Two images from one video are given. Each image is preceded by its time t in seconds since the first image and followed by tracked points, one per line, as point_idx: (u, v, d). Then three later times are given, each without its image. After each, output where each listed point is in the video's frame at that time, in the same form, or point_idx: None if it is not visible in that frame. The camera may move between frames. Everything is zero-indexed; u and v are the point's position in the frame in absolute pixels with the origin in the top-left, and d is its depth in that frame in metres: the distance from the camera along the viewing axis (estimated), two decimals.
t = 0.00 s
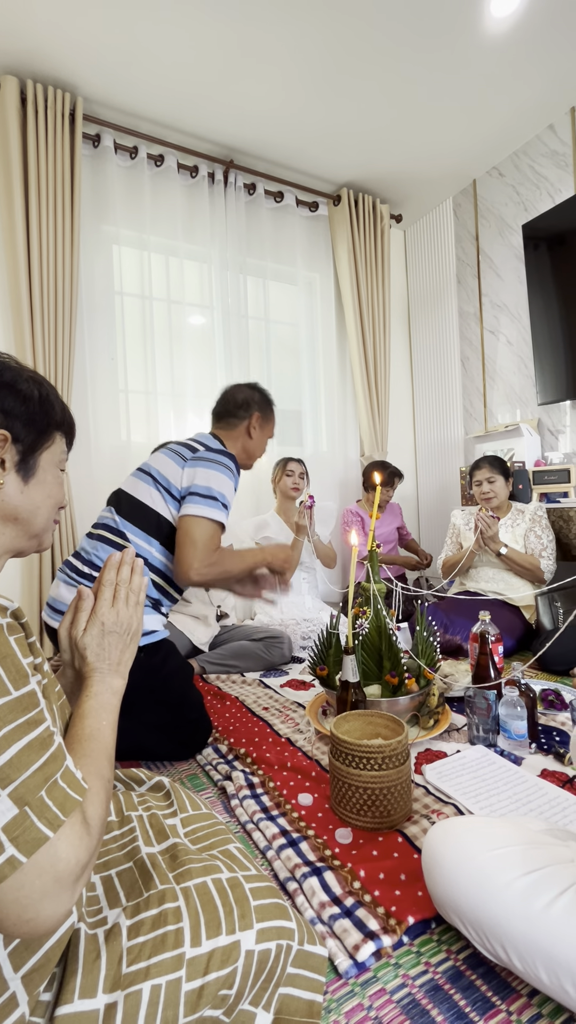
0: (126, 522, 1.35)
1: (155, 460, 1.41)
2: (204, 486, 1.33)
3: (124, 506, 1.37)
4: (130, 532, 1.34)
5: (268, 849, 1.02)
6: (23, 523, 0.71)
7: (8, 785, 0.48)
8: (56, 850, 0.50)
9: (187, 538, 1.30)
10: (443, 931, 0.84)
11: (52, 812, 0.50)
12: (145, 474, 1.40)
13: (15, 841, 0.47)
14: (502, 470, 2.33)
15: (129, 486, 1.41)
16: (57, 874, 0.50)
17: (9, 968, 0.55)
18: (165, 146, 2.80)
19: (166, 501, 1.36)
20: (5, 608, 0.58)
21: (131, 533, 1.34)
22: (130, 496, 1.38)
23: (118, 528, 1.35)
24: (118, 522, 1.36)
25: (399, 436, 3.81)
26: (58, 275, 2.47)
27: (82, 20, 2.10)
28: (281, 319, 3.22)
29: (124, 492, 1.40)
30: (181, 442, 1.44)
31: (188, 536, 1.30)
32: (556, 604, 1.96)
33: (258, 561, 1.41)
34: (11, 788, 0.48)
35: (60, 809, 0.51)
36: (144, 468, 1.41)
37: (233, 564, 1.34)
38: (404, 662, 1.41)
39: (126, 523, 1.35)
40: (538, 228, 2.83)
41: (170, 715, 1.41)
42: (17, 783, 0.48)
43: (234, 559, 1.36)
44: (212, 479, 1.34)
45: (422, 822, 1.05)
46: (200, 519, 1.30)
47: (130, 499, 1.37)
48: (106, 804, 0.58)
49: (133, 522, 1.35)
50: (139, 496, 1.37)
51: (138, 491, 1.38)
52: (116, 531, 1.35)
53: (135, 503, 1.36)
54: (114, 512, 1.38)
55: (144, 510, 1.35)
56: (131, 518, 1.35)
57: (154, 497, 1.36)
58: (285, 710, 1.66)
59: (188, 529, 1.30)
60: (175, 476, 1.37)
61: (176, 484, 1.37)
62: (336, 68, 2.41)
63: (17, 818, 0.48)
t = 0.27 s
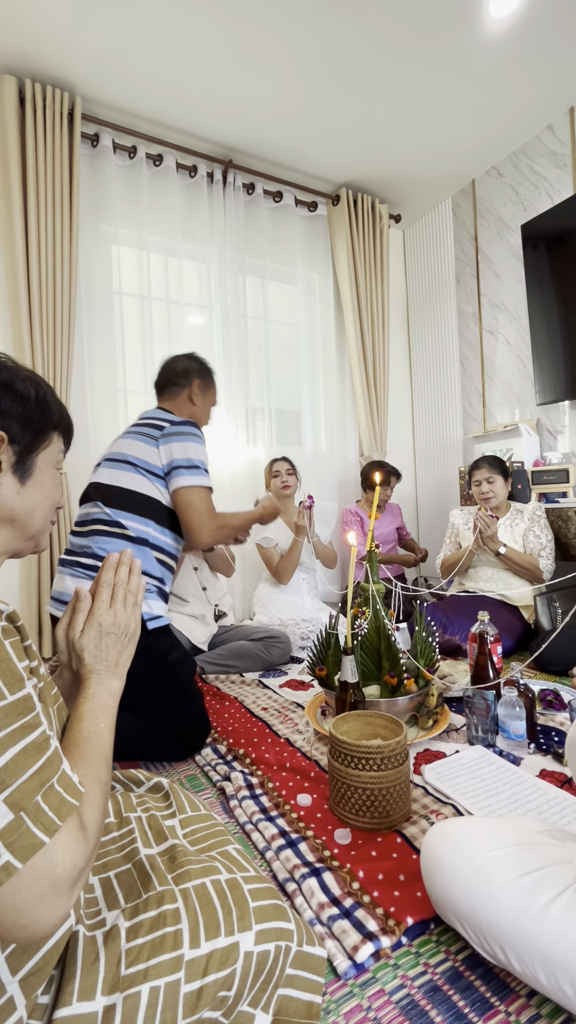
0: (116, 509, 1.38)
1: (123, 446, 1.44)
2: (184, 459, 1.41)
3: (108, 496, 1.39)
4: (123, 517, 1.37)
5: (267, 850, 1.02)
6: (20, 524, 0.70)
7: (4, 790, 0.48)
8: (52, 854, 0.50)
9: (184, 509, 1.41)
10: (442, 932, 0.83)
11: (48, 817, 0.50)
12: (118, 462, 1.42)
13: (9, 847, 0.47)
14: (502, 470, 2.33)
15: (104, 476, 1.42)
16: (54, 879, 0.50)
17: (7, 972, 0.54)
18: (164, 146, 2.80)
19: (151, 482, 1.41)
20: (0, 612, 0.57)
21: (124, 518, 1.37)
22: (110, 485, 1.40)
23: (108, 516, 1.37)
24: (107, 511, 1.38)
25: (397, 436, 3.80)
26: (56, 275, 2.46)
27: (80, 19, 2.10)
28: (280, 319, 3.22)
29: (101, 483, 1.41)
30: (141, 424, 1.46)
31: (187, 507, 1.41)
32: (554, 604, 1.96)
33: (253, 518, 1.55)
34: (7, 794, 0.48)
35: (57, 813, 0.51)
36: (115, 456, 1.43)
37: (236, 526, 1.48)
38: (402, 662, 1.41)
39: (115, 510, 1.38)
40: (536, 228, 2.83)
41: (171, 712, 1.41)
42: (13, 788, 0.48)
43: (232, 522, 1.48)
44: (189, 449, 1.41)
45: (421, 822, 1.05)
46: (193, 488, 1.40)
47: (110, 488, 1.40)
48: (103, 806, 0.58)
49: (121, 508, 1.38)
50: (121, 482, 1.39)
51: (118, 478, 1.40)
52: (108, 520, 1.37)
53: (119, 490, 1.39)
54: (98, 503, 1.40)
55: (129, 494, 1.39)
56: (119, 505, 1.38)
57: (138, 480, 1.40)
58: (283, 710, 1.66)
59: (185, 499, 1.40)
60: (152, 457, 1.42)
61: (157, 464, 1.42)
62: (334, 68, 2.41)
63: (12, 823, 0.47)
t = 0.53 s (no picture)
0: (115, 501, 1.38)
1: (111, 438, 1.42)
2: (176, 445, 1.43)
3: (104, 490, 1.39)
4: (123, 509, 1.38)
5: (266, 850, 1.02)
6: (18, 524, 0.70)
7: (1, 792, 0.48)
8: (50, 857, 0.50)
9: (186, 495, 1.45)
10: (441, 932, 0.84)
11: (46, 820, 0.50)
12: (109, 454, 1.41)
13: (6, 850, 0.47)
14: (501, 470, 2.33)
15: (97, 471, 1.42)
16: (51, 881, 0.50)
17: (6, 974, 0.54)
18: (163, 145, 2.80)
19: (148, 472, 1.42)
20: None
21: (124, 509, 1.38)
22: (104, 478, 1.40)
23: (108, 509, 1.38)
24: (105, 504, 1.38)
25: (397, 436, 3.81)
26: (55, 275, 2.46)
27: (79, 18, 2.09)
28: (279, 318, 3.22)
29: (95, 477, 1.41)
30: (125, 414, 1.45)
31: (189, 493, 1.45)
32: (553, 604, 1.97)
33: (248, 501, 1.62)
34: (4, 797, 0.48)
35: (54, 816, 0.51)
36: (104, 449, 1.42)
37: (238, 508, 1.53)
38: (402, 661, 1.41)
39: (114, 502, 1.38)
40: (535, 229, 2.83)
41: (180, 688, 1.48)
42: (10, 792, 0.48)
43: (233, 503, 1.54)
44: (180, 435, 1.44)
45: (420, 822, 1.05)
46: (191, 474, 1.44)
47: (105, 481, 1.39)
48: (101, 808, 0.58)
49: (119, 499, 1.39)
50: (116, 475, 1.39)
51: (111, 470, 1.40)
52: (108, 513, 1.38)
53: (115, 482, 1.39)
54: (95, 497, 1.40)
55: (126, 485, 1.39)
56: (118, 497, 1.38)
57: (134, 470, 1.40)
58: (283, 710, 1.66)
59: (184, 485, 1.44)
60: (143, 446, 1.43)
61: (150, 452, 1.43)
62: (333, 68, 2.41)
63: (9, 827, 0.47)
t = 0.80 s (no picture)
0: (137, 506, 1.43)
1: (124, 442, 1.44)
2: (188, 447, 1.46)
3: (124, 495, 1.43)
4: (145, 513, 1.43)
5: (264, 849, 1.02)
6: (15, 524, 0.70)
7: None
8: (47, 858, 0.49)
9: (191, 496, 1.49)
10: (438, 931, 0.84)
11: (43, 821, 0.50)
12: (126, 459, 1.44)
13: (4, 851, 0.47)
14: (500, 469, 2.34)
15: (113, 475, 1.45)
16: (49, 882, 0.50)
17: (3, 974, 0.54)
18: (161, 144, 2.79)
19: (164, 474, 1.46)
20: None
21: (146, 514, 1.43)
22: (123, 484, 1.43)
23: (130, 514, 1.43)
24: (127, 509, 1.43)
25: (395, 435, 3.81)
26: (52, 273, 2.45)
27: (76, 16, 2.09)
28: (277, 318, 3.22)
29: (113, 481, 1.44)
30: (133, 417, 1.45)
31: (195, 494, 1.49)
32: (550, 603, 1.97)
33: (243, 497, 1.68)
34: (1, 797, 0.48)
35: (52, 817, 0.50)
36: (119, 453, 1.44)
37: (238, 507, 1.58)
38: (399, 661, 1.41)
39: (136, 507, 1.43)
40: (534, 228, 2.84)
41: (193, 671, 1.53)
42: (8, 792, 0.48)
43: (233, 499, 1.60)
44: (191, 436, 1.47)
45: (418, 821, 1.05)
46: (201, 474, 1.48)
47: (124, 486, 1.43)
48: (99, 808, 0.58)
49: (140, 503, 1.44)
50: (134, 480, 1.43)
51: (129, 475, 1.43)
52: (130, 517, 1.43)
53: (135, 487, 1.43)
54: (113, 502, 1.44)
55: (145, 490, 1.44)
56: (138, 501, 1.43)
57: (152, 474, 1.44)
58: (281, 709, 1.66)
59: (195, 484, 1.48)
60: (157, 448, 1.45)
61: (163, 455, 1.46)
62: (332, 67, 2.41)
63: (7, 827, 0.47)
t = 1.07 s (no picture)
0: (175, 511, 1.45)
1: (171, 447, 1.47)
2: (229, 467, 1.56)
3: (163, 498, 1.45)
4: (182, 519, 1.46)
5: (261, 847, 1.02)
6: (12, 522, 0.70)
7: None
8: (43, 857, 0.49)
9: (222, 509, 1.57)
10: (435, 927, 0.84)
11: (39, 819, 0.50)
12: (171, 464, 1.46)
13: None
14: (497, 468, 2.34)
15: (154, 477, 1.45)
16: (45, 881, 0.49)
17: None
18: (158, 141, 2.78)
19: (204, 486, 1.52)
20: None
21: (183, 520, 1.46)
22: (164, 487, 1.45)
23: (168, 518, 1.45)
24: (165, 512, 1.45)
25: (392, 433, 3.81)
26: (49, 270, 2.44)
27: (73, 12, 2.08)
28: (274, 316, 3.21)
29: (155, 482, 1.45)
30: (184, 428, 1.50)
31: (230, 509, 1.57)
32: (547, 601, 1.98)
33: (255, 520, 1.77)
34: None
35: (48, 816, 0.50)
36: (164, 457, 1.46)
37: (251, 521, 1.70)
38: (397, 658, 1.41)
39: (174, 512, 1.45)
40: (531, 228, 2.84)
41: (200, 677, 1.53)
42: (4, 791, 0.48)
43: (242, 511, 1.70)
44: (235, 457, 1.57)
45: (414, 818, 1.05)
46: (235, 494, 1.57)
47: (164, 490, 1.45)
48: (96, 806, 0.58)
49: (179, 509, 1.47)
50: (177, 485, 1.46)
51: (172, 480, 1.46)
52: (167, 521, 1.45)
53: (176, 493, 1.46)
54: (150, 503, 1.45)
55: (186, 497, 1.47)
56: (177, 507, 1.46)
57: (195, 484, 1.49)
58: (278, 707, 1.66)
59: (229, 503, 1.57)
60: (203, 462, 1.52)
61: (209, 470, 1.53)
62: (330, 64, 2.40)
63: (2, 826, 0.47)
